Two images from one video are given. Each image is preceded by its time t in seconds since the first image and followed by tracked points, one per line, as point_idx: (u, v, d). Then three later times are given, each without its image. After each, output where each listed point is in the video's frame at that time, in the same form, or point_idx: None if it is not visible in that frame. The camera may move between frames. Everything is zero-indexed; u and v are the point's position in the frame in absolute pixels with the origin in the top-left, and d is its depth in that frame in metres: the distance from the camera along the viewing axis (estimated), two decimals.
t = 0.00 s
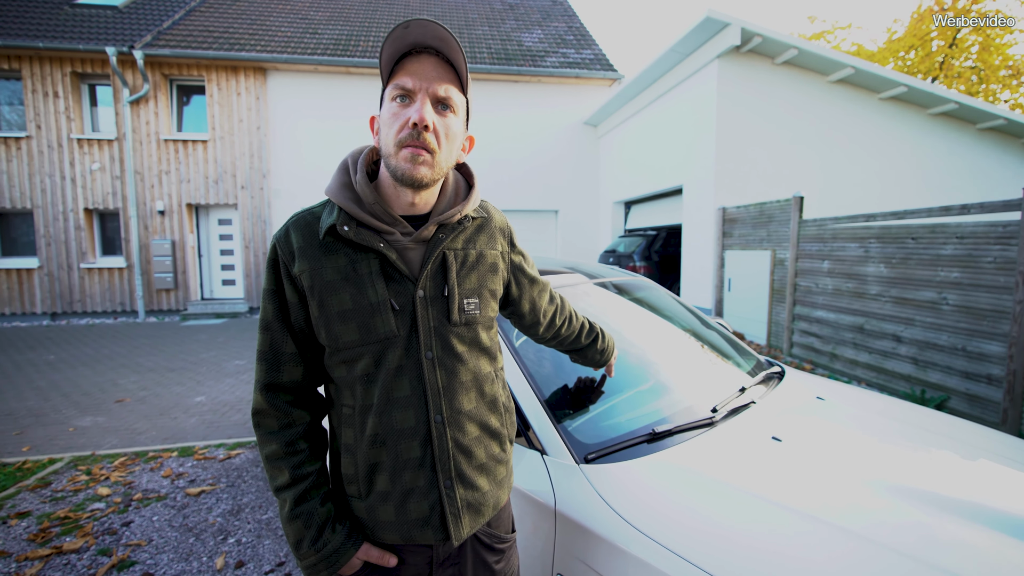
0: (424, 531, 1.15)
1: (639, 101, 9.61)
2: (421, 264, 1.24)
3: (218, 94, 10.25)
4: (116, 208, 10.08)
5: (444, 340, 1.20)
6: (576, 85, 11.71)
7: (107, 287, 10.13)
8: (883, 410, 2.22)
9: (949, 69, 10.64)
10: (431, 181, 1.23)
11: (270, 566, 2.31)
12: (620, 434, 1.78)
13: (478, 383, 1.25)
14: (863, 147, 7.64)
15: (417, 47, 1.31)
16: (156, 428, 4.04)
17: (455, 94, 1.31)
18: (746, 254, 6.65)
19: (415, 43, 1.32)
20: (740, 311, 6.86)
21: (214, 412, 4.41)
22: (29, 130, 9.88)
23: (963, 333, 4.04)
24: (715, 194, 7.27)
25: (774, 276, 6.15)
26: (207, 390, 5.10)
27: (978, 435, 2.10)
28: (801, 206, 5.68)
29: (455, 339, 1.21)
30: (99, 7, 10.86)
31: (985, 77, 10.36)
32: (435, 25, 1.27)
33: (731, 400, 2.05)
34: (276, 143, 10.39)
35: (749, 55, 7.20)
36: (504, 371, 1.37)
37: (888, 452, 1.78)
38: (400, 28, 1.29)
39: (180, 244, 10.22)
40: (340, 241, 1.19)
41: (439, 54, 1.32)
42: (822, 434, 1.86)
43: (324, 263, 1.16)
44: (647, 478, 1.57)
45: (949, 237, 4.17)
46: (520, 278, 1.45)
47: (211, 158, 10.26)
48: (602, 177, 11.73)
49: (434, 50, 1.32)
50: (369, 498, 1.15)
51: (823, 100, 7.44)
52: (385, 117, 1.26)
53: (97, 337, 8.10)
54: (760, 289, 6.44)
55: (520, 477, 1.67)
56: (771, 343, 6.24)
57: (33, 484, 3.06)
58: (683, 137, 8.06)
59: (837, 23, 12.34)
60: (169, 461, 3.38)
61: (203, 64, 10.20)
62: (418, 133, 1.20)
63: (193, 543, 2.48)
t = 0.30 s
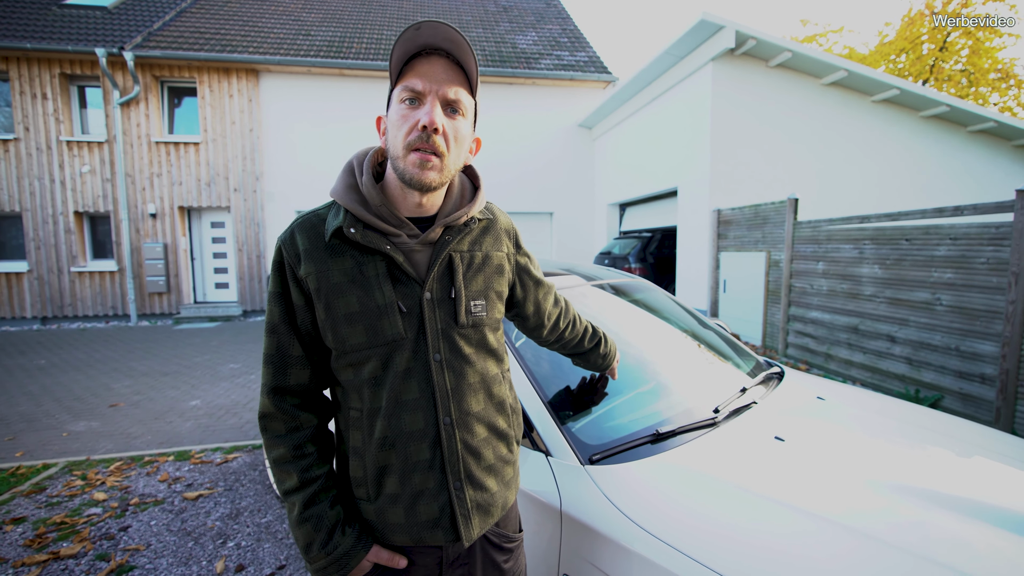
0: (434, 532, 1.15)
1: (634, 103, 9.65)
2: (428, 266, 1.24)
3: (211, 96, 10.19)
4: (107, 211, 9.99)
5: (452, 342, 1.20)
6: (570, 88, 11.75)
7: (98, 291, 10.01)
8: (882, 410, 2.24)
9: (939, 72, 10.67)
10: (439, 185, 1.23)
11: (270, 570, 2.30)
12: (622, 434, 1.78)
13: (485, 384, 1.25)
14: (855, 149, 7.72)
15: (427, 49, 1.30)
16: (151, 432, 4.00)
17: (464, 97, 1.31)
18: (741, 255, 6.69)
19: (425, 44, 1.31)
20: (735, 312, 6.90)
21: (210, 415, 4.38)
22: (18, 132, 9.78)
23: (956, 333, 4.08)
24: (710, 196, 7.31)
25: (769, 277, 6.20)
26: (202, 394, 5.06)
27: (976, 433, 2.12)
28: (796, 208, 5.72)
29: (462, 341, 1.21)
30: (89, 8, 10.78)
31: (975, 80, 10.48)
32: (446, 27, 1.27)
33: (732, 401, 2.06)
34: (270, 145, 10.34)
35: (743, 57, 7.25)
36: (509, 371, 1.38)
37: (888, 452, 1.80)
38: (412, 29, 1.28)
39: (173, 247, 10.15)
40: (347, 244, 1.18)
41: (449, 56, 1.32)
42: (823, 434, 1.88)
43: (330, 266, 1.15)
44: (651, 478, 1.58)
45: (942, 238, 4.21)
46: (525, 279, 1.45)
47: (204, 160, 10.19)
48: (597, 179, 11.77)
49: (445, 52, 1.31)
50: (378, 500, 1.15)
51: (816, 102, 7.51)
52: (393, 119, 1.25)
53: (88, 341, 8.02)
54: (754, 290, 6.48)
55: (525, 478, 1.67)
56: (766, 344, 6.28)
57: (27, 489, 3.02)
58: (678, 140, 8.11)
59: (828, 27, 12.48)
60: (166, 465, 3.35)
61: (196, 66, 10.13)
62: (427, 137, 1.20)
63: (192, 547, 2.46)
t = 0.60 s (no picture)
0: (448, 536, 1.13)
1: (632, 103, 9.65)
2: (440, 267, 1.23)
3: (209, 96, 10.14)
4: (105, 212, 9.93)
5: (465, 343, 1.19)
6: (568, 87, 11.75)
7: (97, 292, 9.95)
8: (888, 408, 2.22)
9: (934, 71, 10.72)
10: (450, 186, 1.22)
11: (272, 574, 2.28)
12: (631, 435, 1.77)
13: (499, 386, 1.23)
14: (853, 148, 7.73)
15: (440, 48, 1.28)
16: (151, 435, 3.97)
17: (477, 97, 1.29)
18: (741, 254, 6.69)
19: (438, 43, 1.29)
20: (735, 311, 6.90)
21: (209, 418, 4.34)
22: (15, 133, 9.72)
23: (957, 330, 4.09)
24: (709, 195, 7.31)
25: (769, 276, 6.19)
26: (202, 396, 5.03)
27: (982, 431, 2.11)
28: (795, 206, 5.71)
29: (476, 341, 1.20)
30: (87, 9, 10.73)
31: (969, 78, 10.52)
32: (461, 26, 1.25)
33: (740, 400, 2.05)
34: (269, 146, 10.31)
35: (741, 56, 7.25)
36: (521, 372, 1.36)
37: (897, 450, 1.78)
38: (425, 28, 1.26)
39: (171, 248, 10.09)
40: (359, 245, 1.17)
41: (463, 55, 1.30)
42: (831, 432, 1.86)
43: (342, 268, 1.13)
44: (660, 478, 1.57)
45: (943, 236, 4.20)
46: (536, 278, 1.44)
47: (202, 161, 10.14)
48: (596, 178, 11.77)
49: (458, 51, 1.30)
50: (391, 504, 1.13)
51: (814, 101, 7.52)
52: (404, 119, 1.23)
53: (85, 343, 7.97)
54: (754, 288, 6.48)
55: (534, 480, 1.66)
56: (767, 343, 6.28)
57: (25, 494, 2.99)
58: (677, 139, 8.11)
59: (825, 25, 12.49)
60: (165, 468, 3.32)
61: (194, 67, 10.09)
62: (439, 137, 1.19)
63: (192, 552, 2.43)
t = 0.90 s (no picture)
0: (462, 529, 1.14)
1: (634, 100, 9.63)
2: (453, 263, 1.23)
3: (211, 97, 10.18)
4: (109, 213, 9.99)
5: (478, 338, 1.19)
6: (570, 85, 11.74)
7: (102, 293, 10.00)
8: (898, 403, 2.22)
9: (939, 65, 10.66)
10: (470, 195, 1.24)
11: (283, 569, 2.29)
12: (641, 431, 1.77)
13: (511, 381, 1.23)
14: (858, 143, 7.71)
15: (492, 60, 1.26)
16: (159, 433, 3.99)
17: (512, 117, 1.30)
18: (745, 250, 6.68)
19: (493, 57, 1.27)
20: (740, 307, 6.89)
21: (217, 416, 4.37)
22: (19, 136, 9.77)
23: (965, 326, 4.07)
24: (713, 192, 7.29)
25: (773, 272, 6.18)
26: (208, 395, 5.06)
27: (995, 425, 2.09)
28: (800, 202, 5.69)
29: (488, 337, 1.20)
30: (89, 12, 10.78)
31: (975, 72, 10.46)
32: (514, 46, 1.24)
33: (749, 396, 2.05)
34: (271, 146, 10.33)
35: (744, 52, 7.22)
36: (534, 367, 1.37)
37: (909, 445, 1.78)
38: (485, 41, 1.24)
39: (176, 249, 10.14)
40: (375, 241, 1.18)
41: (510, 73, 1.29)
42: (842, 428, 1.86)
43: (358, 262, 1.15)
44: (671, 473, 1.57)
45: (950, 230, 4.19)
46: (549, 275, 1.44)
47: (205, 162, 10.18)
48: (598, 176, 11.75)
49: (506, 68, 1.29)
50: (405, 496, 1.14)
51: (818, 96, 7.49)
52: (437, 120, 1.22)
53: (92, 344, 8.02)
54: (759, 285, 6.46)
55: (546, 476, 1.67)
56: (772, 339, 6.27)
57: (38, 492, 3.01)
58: (679, 135, 8.09)
59: (828, 20, 12.42)
60: (175, 466, 3.34)
61: (196, 68, 10.12)
62: (473, 148, 1.19)
63: (204, 548, 2.45)
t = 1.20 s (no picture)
0: (456, 526, 1.16)
1: (635, 97, 9.61)
2: (465, 260, 1.23)
3: (211, 97, 10.17)
4: (110, 214, 10.00)
5: (484, 335, 1.19)
6: (570, 82, 11.71)
7: (104, 294, 10.03)
8: (901, 401, 2.21)
9: (941, 59, 10.61)
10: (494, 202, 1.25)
11: (287, 570, 2.30)
12: (643, 429, 1.77)
13: (518, 382, 1.22)
14: (859, 139, 7.67)
15: (522, 72, 1.24)
16: (162, 434, 4.01)
17: (536, 127, 1.30)
18: (747, 247, 6.67)
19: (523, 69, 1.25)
20: (741, 305, 6.88)
21: (220, 416, 4.38)
22: (20, 137, 9.78)
23: (967, 322, 4.06)
24: (714, 188, 7.27)
25: (775, 269, 6.17)
26: (211, 395, 5.07)
27: (998, 423, 2.09)
28: (802, 198, 5.67)
29: (495, 335, 1.20)
30: (88, 12, 10.77)
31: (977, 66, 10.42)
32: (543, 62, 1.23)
33: (751, 394, 2.05)
34: (272, 145, 10.33)
35: (745, 48, 7.19)
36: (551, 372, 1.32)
37: (911, 442, 1.78)
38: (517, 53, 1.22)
39: (177, 249, 10.15)
40: (394, 234, 1.24)
41: (536, 85, 1.28)
42: (843, 425, 1.86)
43: (376, 253, 1.22)
44: (674, 472, 1.57)
45: (952, 226, 4.17)
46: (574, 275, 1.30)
47: (206, 162, 10.18)
48: (599, 173, 11.73)
49: (534, 81, 1.27)
50: (406, 486, 1.19)
51: (819, 91, 7.46)
52: (465, 127, 1.22)
53: (95, 344, 8.04)
54: (761, 282, 6.45)
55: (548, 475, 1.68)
56: (774, 336, 6.26)
57: (43, 493, 3.03)
58: (680, 132, 8.07)
59: (829, 15, 12.37)
60: (178, 467, 3.35)
61: (195, 67, 10.11)
62: (499, 158, 1.20)
63: (209, 548, 2.46)
